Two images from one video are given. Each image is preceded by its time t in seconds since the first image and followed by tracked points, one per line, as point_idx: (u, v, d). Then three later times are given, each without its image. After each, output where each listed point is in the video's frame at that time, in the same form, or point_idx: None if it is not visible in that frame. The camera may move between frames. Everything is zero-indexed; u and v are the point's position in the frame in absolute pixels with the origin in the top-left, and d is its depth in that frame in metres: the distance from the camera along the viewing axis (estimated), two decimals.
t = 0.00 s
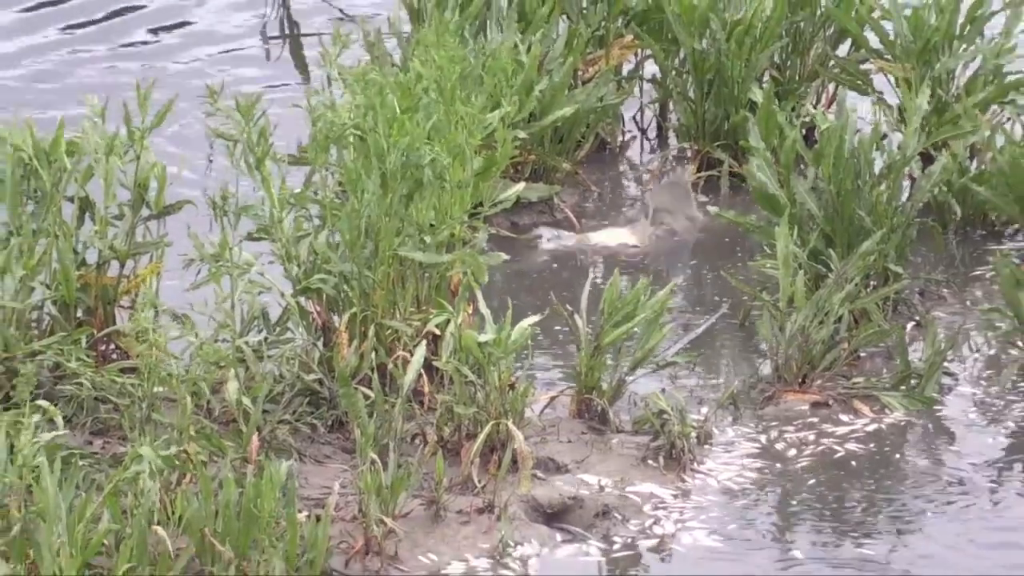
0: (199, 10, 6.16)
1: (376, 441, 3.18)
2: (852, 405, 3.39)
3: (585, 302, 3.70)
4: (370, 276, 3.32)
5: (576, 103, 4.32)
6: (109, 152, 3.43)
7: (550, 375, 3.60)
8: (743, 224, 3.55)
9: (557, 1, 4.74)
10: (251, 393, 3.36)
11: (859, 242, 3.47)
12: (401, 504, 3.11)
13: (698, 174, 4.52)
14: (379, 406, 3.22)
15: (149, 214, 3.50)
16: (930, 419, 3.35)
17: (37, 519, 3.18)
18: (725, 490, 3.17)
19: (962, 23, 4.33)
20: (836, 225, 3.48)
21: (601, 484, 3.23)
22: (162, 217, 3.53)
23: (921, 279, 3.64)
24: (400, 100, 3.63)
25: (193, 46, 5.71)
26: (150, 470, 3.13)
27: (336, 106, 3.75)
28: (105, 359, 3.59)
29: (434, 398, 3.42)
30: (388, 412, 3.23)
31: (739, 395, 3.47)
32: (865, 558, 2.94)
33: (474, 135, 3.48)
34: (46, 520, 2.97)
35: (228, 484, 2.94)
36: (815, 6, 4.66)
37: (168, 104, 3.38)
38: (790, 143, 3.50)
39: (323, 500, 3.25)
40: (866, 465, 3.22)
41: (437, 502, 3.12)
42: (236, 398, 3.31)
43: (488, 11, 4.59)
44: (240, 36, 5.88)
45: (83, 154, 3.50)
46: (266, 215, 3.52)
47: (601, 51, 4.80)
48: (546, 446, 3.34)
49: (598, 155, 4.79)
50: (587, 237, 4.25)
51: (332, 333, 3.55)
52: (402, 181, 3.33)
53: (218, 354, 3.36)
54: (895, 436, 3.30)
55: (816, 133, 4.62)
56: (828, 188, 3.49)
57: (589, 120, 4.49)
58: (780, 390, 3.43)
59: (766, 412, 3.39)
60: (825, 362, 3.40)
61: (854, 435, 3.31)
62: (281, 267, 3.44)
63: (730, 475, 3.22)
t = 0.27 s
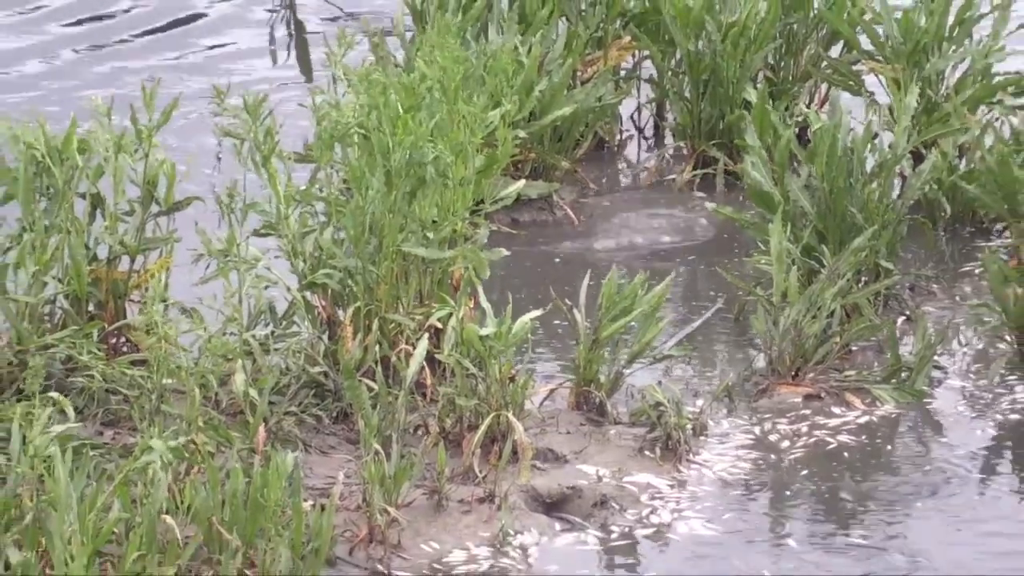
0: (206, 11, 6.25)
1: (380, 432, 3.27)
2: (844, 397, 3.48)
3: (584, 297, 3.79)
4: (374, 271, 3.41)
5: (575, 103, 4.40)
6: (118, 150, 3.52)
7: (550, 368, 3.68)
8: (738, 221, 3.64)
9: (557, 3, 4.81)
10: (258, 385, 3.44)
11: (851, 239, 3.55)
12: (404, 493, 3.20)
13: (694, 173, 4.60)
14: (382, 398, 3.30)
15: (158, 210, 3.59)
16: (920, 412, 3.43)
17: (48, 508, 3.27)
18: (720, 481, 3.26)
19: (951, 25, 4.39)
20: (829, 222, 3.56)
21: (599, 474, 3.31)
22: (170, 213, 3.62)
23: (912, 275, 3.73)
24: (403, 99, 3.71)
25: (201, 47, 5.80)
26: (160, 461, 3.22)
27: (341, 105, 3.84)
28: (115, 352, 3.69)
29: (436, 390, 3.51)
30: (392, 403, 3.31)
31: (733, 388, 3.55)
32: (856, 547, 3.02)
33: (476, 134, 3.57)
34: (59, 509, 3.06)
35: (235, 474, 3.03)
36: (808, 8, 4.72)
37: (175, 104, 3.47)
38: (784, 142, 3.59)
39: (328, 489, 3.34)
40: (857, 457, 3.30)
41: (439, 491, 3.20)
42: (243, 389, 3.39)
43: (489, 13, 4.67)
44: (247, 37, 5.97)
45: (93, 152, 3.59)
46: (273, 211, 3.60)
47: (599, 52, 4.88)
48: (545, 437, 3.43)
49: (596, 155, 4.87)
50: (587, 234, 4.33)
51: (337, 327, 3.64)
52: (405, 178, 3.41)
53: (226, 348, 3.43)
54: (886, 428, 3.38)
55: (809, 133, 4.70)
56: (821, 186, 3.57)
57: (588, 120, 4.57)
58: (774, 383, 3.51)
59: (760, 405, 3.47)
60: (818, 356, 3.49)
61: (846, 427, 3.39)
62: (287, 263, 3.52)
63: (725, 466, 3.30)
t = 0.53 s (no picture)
0: (217, 17, 6.36)
1: (385, 427, 3.35)
2: (838, 394, 3.56)
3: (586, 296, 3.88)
4: (381, 270, 3.50)
5: (576, 107, 4.49)
6: (131, 153, 3.66)
7: (551, 365, 3.77)
8: (735, 222, 3.73)
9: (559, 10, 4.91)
10: (267, 381, 3.53)
11: (845, 240, 3.64)
12: (409, 487, 3.29)
13: (692, 175, 4.68)
14: (388, 393, 3.39)
15: (171, 211, 3.69)
16: (912, 409, 3.52)
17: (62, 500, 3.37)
18: (717, 475, 3.34)
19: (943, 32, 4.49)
20: (823, 223, 3.65)
21: (599, 468, 3.40)
22: (183, 214, 3.73)
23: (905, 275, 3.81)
24: (409, 104, 3.81)
25: (213, 53, 5.90)
26: (171, 455, 3.31)
27: (348, 109, 3.93)
28: (128, 348, 3.79)
29: (440, 386, 3.60)
30: (397, 399, 3.40)
31: (730, 385, 3.64)
32: (848, 540, 3.11)
33: (479, 138, 3.66)
34: (74, 501, 3.16)
35: (244, 467, 3.12)
36: (804, 16, 4.84)
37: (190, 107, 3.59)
38: (780, 145, 3.68)
39: (335, 482, 3.43)
40: (851, 452, 3.39)
41: (443, 485, 3.30)
42: (252, 385, 3.49)
43: (492, 20, 4.76)
44: (257, 42, 6.07)
45: (108, 153, 3.70)
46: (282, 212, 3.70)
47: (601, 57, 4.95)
48: (546, 432, 3.52)
49: (597, 157, 4.95)
50: (589, 235, 4.42)
51: (344, 324, 3.72)
52: (410, 180, 3.51)
53: (235, 344, 3.56)
54: (879, 424, 3.47)
55: (804, 137, 4.78)
56: (816, 188, 3.66)
57: (589, 123, 4.66)
58: (770, 380, 3.60)
59: (756, 401, 3.56)
60: (813, 354, 3.58)
61: (840, 423, 3.48)
62: (296, 262, 3.61)
63: (722, 461, 3.39)
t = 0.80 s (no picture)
0: (229, 16, 6.43)
1: (394, 419, 3.43)
2: (839, 387, 3.63)
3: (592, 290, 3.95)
4: (390, 265, 3.57)
5: (582, 105, 4.56)
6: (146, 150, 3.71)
7: (557, 358, 3.85)
8: (738, 217, 3.80)
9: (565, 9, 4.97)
10: (279, 373, 3.61)
11: (846, 235, 3.70)
12: (418, 477, 3.37)
13: (696, 172, 4.74)
14: (397, 386, 3.47)
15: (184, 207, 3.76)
16: (912, 401, 3.58)
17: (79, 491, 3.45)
18: (719, 467, 3.42)
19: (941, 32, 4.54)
20: (824, 219, 3.72)
21: (604, 459, 3.48)
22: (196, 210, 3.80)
23: (904, 270, 3.88)
24: (418, 103, 3.88)
25: (226, 51, 5.98)
26: (185, 445, 3.39)
27: (358, 109, 4.01)
28: (143, 341, 3.87)
29: (448, 379, 3.67)
30: (407, 391, 3.48)
31: (733, 378, 3.71)
32: (848, 530, 3.18)
33: (486, 136, 3.73)
34: (91, 490, 3.24)
35: (256, 459, 3.20)
36: (805, 15, 4.88)
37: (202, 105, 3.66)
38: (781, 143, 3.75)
39: (346, 473, 3.51)
40: (851, 444, 3.46)
41: (451, 476, 3.37)
42: (264, 378, 3.56)
43: (500, 19, 4.84)
44: (269, 40, 6.15)
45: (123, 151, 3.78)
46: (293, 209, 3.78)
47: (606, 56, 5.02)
48: (552, 424, 3.59)
49: (603, 154, 5.02)
50: (595, 229, 4.49)
51: (354, 318, 3.81)
52: (419, 177, 3.58)
53: (247, 337, 3.65)
54: (879, 416, 3.54)
55: (806, 135, 4.83)
56: (817, 185, 3.73)
57: (595, 120, 4.72)
58: (771, 372, 3.67)
59: (758, 394, 3.63)
60: (814, 347, 3.65)
61: (840, 415, 3.55)
62: (307, 257, 3.69)
63: (724, 452, 3.46)
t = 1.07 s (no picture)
0: (242, 14, 6.52)
1: (408, 409, 3.52)
2: (841, 377, 3.72)
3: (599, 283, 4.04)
4: (403, 259, 3.67)
5: (590, 104, 4.65)
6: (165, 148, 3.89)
7: (566, 349, 3.94)
8: (742, 212, 3.89)
9: (573, 10, 5.06)
10: (294, 365, 3.69)
11: (847, 229, 3.79)
12: (430, 466, 3.46)
13: (700, 169, 4.83)
14: (410, 376, 3.56)
15: (203, 202, 3.85)
16: (912, 391, 3.67)
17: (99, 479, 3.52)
18: (724, 455, 3.51)
19: (941, 31, 4.62)
20: (826, 213, 3.81)
21: (612, 448, 3.57)
22: (213, 205, 3.90)
23: (905, 263, 3.97)
24: (430, 100, 3.98)
25: (241, 49, 6.07)
26: (202, 435, 3.48)
27: (372, 106, 4.10)
28: (162, 333, 3.97)
29: (460, 370, 3.77)
30: (419, 382, 3.56)
31: (738, 368, 3.80)
32: (850, 517, 3.27)
33: (497, 132, 3.82)
34: (110, 479, 3.32)
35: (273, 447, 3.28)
36: (808, 15, 4.95)
37: (220, 104, 3.78)
38: (784, 140, 3.84)
39: (360, 461, 3.60)
40: (853, 433, 3.55)
41: (463, 464, 3.46)
42: (280, 368, 3.65)
43: (510, 19, 4.93)
44: (283, 39, 6.24)
45: (144, 148, 3.91)
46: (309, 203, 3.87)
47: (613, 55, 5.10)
48: (562, 414, 3.68)
49: (610, 150, 5.11)
50: (602, 225, 4.58)
51: (368, 311, 3.90)
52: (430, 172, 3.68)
53: (264, 330, 3.72)
54: (880, 406, 3.63)
55: (808, 132, 4.92)
56: (819, 180, 3.83)
57: (602, 118, 4.81)
58: (775, 363, 3.76)
59: (762, 384, 3.72)
60: (816, 339, 3.73)
61: (843, 405, 3.64)
62: (323, 251, 3.78)
63: (729, 441, 3.55)
